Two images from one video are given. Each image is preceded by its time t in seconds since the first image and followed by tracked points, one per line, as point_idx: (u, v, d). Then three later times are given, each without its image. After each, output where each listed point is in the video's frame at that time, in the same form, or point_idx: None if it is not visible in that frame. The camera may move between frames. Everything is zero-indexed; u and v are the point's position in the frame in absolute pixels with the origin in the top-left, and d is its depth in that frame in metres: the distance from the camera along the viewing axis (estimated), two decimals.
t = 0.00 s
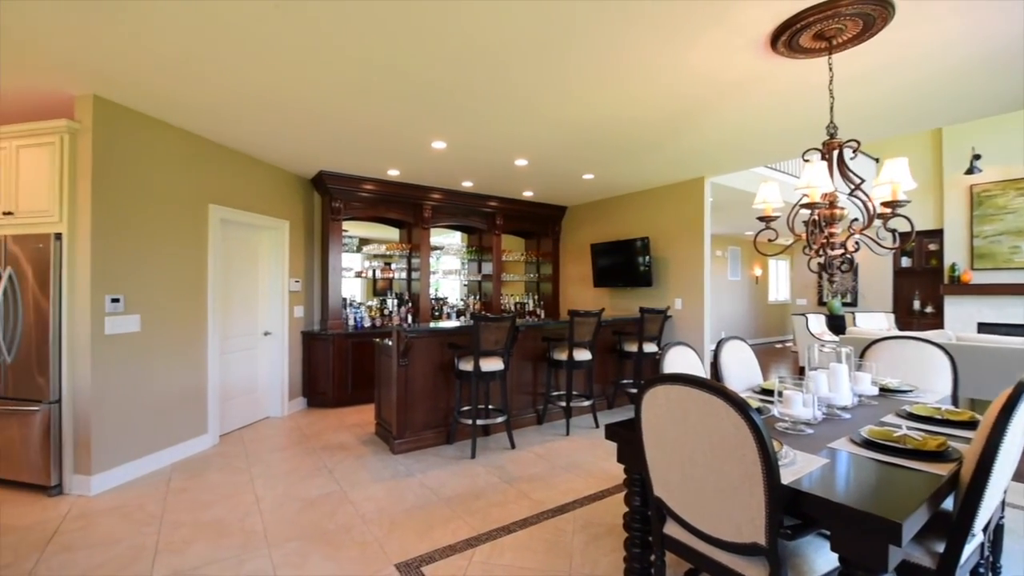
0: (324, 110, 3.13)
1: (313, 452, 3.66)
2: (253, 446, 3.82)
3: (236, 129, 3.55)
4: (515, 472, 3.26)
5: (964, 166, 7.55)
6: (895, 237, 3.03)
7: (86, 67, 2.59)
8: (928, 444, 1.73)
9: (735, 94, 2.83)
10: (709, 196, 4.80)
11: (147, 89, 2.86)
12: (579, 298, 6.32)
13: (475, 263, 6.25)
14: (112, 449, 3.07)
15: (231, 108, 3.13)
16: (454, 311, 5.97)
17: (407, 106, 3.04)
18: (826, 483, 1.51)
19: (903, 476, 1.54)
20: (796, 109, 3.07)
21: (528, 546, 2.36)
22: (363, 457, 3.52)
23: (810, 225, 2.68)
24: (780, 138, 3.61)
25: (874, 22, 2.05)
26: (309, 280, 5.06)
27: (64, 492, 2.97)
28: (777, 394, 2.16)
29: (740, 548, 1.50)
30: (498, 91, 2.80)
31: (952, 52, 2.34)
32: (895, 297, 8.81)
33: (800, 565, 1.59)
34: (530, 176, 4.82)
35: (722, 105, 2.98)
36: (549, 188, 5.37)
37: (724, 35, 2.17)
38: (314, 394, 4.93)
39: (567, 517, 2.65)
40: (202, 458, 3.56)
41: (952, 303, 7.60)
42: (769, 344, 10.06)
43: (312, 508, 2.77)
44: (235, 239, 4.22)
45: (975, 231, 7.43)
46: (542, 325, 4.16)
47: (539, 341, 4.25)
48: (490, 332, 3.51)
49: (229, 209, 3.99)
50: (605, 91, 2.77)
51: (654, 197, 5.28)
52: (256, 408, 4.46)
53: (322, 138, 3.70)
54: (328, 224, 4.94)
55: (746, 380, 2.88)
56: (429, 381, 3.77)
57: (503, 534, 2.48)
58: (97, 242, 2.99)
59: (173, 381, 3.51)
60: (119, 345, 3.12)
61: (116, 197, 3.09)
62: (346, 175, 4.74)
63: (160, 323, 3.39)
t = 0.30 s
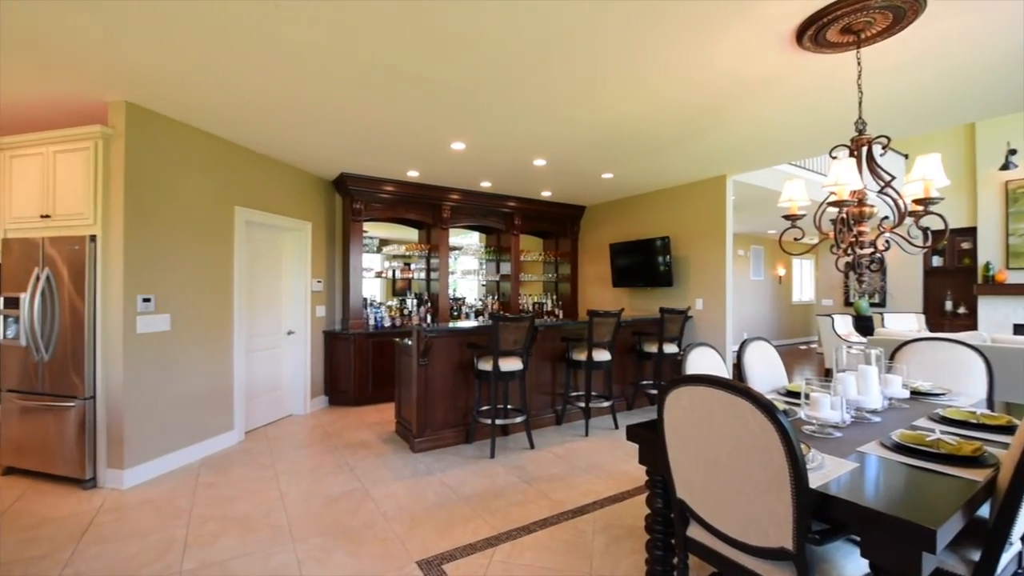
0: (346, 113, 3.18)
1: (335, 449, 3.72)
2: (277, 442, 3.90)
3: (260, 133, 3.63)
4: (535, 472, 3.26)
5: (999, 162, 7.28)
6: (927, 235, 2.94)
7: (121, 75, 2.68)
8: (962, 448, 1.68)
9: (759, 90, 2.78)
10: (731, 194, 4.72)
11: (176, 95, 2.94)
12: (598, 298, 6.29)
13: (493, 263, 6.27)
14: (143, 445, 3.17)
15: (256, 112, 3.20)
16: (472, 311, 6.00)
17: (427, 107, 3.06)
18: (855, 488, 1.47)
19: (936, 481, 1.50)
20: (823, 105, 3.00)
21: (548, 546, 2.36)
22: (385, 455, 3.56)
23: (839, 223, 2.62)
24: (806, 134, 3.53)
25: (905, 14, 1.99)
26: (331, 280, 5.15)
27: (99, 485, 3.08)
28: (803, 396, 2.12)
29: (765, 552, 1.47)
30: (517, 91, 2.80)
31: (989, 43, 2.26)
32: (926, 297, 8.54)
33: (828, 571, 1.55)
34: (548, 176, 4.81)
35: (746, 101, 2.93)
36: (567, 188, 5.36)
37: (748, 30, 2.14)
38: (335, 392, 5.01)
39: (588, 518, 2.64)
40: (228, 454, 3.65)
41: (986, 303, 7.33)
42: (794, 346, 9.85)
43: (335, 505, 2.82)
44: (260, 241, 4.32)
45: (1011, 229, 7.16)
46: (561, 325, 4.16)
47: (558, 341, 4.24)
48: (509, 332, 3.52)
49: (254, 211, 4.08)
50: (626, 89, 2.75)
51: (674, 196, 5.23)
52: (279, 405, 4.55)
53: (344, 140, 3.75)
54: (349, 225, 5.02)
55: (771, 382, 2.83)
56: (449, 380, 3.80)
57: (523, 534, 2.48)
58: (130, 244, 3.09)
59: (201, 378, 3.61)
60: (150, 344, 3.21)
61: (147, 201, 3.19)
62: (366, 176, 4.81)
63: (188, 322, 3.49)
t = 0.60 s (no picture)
0: (366, 115, 3.22)
1: (356, 447, 3.78)
2: (299, 440, 3.98)
3: (284, 136, 3.71)
4: (554, 472, 3.26)
5: None
6: (960, 234, 2.84)
7: (152, 82, 2.77)
8: (998, 454, 1.62)
9: (783, 87, 2.73)
10: (753, 193, 4.64)
11: (203, 100, 3.02)
12: (616, 298, 6.25)
13: (511, 263, 6.28)
14: (172, 441, 3.27)
15: (279, 115, 3.27)
16: (490, 311, 6.02)
17: (446, 108, 3.08)
18: (885, 493, 1.43)
19: (970, 487, 1.45)
20: (850, 100, 2.93)
21: (567, 547, 2.35)
22: (404, 454, 3.60)
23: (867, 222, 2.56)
24: (832, 130, 3.45)
25: (936, 6, 1.92)
26: (351, 280, 5.23)
27: (129, 479, 3.19)
28: (830, 399, 2.07)
29: (789, 557, 1.44)
30: (536, 91, 2.80)
31: None
32: (958, 298, 8.24)
33: None
34: (567, 176, 4.80)
35: (770, 98, 2.87)
36: (586, 188, 5.34)
37: (771, 25, 2.10)
38: (356, 391, 5.08)
39: (607, 520, 2.62)
40: (253, 450, 3.74)
41: None
42: (819, 348, 9.63)
43: (356, 501, 2.86)
44: (283, 242, 4.41)
45: None
46: (579, 325, 4.14)
47: (576, 341, 4.22)
48: (528, 332, 3.52)
49: (278, 213, 4.17)
50: (646, 87, 2.73)
51: (695, 195, 5.15)
52: (302, 403, 4.64)
53: (364, 142, 3.80)
54: (369, 226, 5.09)
55: (796, 384, 2.77)
56: (468, 380, 3.82)
57: (542, 534, 2.48)
58: (160, 245, 3.19)
59: (227, 376, 3.70)
60: (179, 342, 3.31)
61: (176, 204, 3.29)
62: (386, 178, 4.87)
63: (215, 321, 3.58)
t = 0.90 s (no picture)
0: (386, 117, 3.26)
1: (376, 445, 3.82)
2: (321, 437, 4.05)
3: (306, 139, 3.78)
4: (572, 473, 3.25)
5: None
6: (995, 232, 2.74)
7: (180, 88, 2.86)
8: None
9: (808, 82, 2.67)
10: (777, 191, 4.55)
11: (228, 105, 3.10)
12: (635, 298, 6.19)
13: (529, 263, 6.28)
14: (199, 437, 3.36)
15: (302, 118, 3.33)
16: (508, 311, 6.03)
17: (465, 109, 3.10)
18: (918, 499, 1.39)
19: (1007, 493, 1.40)
20: (879, 94, 2.85)
21: (587, 548, 2.35)
22: (423, 452, 3.63)
23: (898, 218, 2.50)
24: (860, 126, 3.36)
25: None
26: (371, 281, 5.30)
27: (159, 474, 3.29)
28: (858, 401, 2.02)
29: (816, 563, 1.41)
30: (555, 91, 2.81)
31: None
32: (993, 298, 7.94)
33: None
34: (585, 175, 4.78)
35: (795, 93, 2.81)
36: (604, 187, 5.30)
37: (796, 19, 2.06)
38: (375, 390, 5.15)
39: (627, 522, 2.60)
40: (276, 447, 3.82)
41: None
42: (845, 349, 9.38)
43: (376, 499, 2.89)
44: (305, 243, 4.49)
45: None
46: (598, 325, 4.12)
47: (595, 342, 4.20)
48: (546, 332, 3.51)
49: (301, 214, 4.25)
50: (665, 85, 2.70)
51: (716, 193, 5.08)
52: (323, 402, 4.73)
53: (384, 143, 3.84)
54: (388, 227, 5.15)
55: (821, 386, 2.71)
56: (486, 380, 3.84)
57: (562, 534, 2.48)
58: (188, 247, 3.28)
59: (252, 374, 3.78)
60: (206, 342, 3.40)
61: (203, 206, 3.38)
62: (405, 179, 4.93)
63: (240, 321, 3.66)
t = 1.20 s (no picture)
0: (407, 118, 3.30)
1: (397, 443, 3.87)
2: (343, 434, 4.12)
3: (329, 142, 3.85)
4: (592, 473, 3.24)
5: None
6: None
7: (209, 93, 2.94)
8: None
9: (835, 76, 2.61)
10: (802, 188, 4.45)
11: (254, 109, 3.18)
12: (655, 299, 6.13)
13: (547, 263, 6.27)
14: (226, 432, 3.45)
15: (325, 121, 3.40)
16: (526, 311, 6.03)
17: (485, 109, 3.11)
18: (953, 505, 1.34)
19: None
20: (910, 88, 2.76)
21: (608, 549, 2.34)
22: (443, 451, 3.66)
23: (930, 216, 2.43)
24: (891, 120, 3.26)
25: None
26: (391, 281, 5.36)
27: (188, 468, 3.38)
28: (889, 404, 1.97)
29: (848, 568, 1.37)
30: (575, 90, 2.80)
31: None
32: None
33: None
34: (605, 174, 4.75)
35: (821, 88, 2.75)
36: (624, 186, 5.27)
37: (824, 13, 2.01)
38: (396, 389, 5.21)
39: (649, 523, 2.58)
40: (299, 444, 3.89)
41: None
42: (873, 351, 9.12)
43: (398, 496, 2.93)
44: (327, 243, 4.57)
45: None
46: (618, 325, 4.10)
47: (615, 342, 4.18)
48: (565, 332, 3.51)
49: (323, 216, 4.33)
50: (688, 82, 2.67)
51: (738, 191, 5.00)
52: (345, 400, 4.80)
53: (404, 144, 3.89)
54: (408, 227, 5.21)
55: (850, 389, 2.65)
56: (506, 379, 3.85)
57: (582, 535, 2.47)
58: (216, 247, 3.37)
59: (277, 372, 3.87)
60: (233, 340, 3.49)
61: (230, 208, 3.47)
62: (425, 180, 4.98)
63: (265, 320, 3.75)
